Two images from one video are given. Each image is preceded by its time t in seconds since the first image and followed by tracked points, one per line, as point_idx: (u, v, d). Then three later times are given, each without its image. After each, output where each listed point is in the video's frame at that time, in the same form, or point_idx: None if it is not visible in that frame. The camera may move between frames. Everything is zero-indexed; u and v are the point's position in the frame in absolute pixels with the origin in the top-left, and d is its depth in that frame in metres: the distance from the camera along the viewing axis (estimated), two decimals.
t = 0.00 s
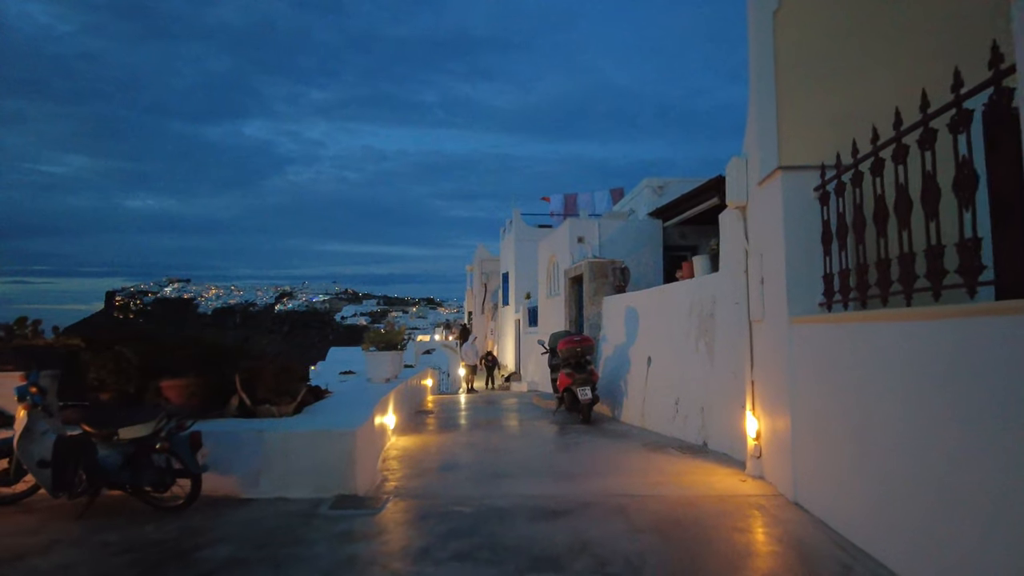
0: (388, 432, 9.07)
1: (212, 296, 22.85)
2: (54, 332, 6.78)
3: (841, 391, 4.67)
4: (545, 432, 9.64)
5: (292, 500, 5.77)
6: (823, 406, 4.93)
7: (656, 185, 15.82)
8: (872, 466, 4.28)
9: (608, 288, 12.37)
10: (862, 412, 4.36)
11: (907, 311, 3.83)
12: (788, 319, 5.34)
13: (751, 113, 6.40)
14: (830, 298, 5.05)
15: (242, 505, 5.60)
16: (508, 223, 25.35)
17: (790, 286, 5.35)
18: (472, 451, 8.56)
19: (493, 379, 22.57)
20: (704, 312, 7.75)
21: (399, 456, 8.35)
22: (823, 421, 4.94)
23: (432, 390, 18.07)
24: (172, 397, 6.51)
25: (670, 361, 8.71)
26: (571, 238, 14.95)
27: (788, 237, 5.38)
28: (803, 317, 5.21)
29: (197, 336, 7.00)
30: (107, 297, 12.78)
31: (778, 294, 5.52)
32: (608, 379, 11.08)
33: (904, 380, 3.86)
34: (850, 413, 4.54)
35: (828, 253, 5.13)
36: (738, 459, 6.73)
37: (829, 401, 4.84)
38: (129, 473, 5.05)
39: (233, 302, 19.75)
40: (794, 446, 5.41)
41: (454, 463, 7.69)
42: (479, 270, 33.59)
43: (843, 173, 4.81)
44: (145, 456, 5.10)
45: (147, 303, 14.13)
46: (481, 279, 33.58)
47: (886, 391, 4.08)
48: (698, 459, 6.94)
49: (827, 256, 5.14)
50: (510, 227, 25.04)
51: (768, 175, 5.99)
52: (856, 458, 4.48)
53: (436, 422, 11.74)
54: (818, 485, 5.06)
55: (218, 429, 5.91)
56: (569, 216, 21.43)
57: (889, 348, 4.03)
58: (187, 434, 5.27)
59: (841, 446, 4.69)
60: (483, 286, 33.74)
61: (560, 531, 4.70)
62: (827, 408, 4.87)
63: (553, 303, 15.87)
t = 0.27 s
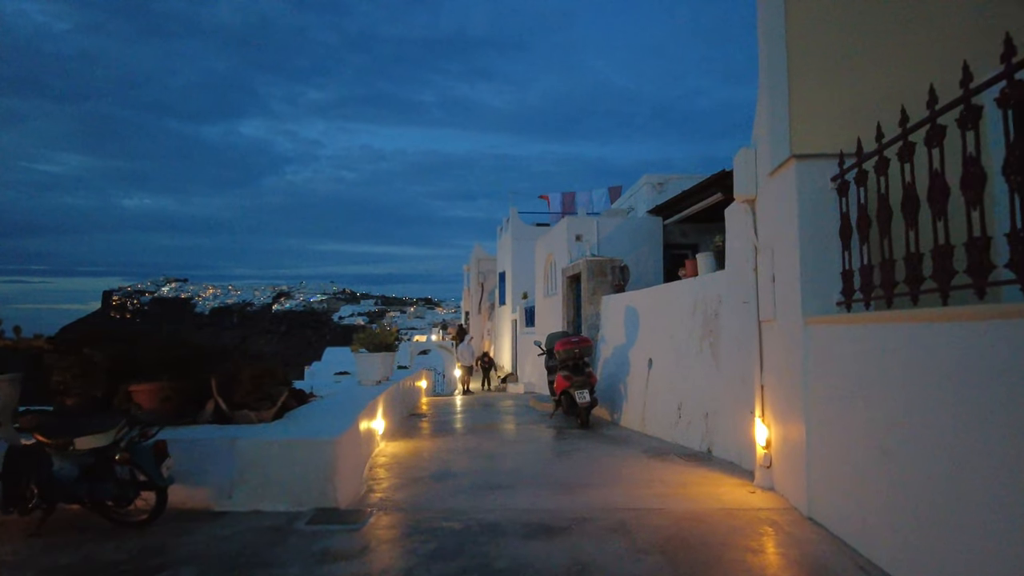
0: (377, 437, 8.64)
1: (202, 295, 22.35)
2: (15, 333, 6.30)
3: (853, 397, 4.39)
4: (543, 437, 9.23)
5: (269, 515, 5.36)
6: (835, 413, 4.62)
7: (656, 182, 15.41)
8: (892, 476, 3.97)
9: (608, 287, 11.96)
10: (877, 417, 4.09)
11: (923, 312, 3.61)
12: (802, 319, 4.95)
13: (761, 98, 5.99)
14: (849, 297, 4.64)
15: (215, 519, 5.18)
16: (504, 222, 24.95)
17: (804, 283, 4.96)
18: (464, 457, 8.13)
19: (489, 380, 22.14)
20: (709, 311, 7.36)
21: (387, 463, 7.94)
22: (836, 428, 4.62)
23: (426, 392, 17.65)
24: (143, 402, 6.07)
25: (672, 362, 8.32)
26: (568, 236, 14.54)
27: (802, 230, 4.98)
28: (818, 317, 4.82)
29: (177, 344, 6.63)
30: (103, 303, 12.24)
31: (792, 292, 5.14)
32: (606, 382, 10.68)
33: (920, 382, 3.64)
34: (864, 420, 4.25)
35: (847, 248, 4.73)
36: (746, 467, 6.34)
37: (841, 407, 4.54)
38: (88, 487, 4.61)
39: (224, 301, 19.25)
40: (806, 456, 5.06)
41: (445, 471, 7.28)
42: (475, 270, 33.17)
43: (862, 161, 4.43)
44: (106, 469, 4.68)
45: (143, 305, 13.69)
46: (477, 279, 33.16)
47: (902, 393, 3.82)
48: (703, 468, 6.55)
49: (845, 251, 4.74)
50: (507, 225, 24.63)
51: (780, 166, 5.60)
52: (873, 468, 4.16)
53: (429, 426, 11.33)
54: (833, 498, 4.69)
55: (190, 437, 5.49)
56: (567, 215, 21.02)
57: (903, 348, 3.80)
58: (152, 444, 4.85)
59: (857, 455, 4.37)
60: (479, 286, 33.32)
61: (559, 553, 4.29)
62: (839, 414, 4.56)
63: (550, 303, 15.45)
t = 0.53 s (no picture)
0: (364, 440, 8.23)
1: (193, 293, 21.88)
2: None
3: (875, 402, 4.08)
4: (539, 440, 8.83)
5: (241, 527, 4.96)
6: (857, 419, 4.28)
7: (657, 177, 14.99)
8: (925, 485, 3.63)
9: (607, 284, 11.55)
10: (908, 421, 3.76)
11: (948, 307, 3.39)
12: (820, 314, 4.57)
13: (773, 74, 5.56)
14: (873, 290, 4.25)
15: (181, 532, 4.77)
16: (502, 219, 24.53)
17: (822, 275, 4.57)
18: (456, 461, 7.73)
19: (485, 380, 21.72)
20: (715, 308, 6.96)
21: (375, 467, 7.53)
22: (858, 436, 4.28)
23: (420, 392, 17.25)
24: (110, 403, 5.68)
25: (676, 362, 7.92)
26: (567, 232, 14.12)
27: (821, 218, 4.59)
28: (838, 313, 4.43)
29: (140, 339, 6.15)
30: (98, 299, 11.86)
31: (809, 285, 4.74)
32: (605, 382, 10.28)
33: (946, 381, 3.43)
34: (889, 425, 3.95)
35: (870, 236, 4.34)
36: (756, 473, 5.94)
37: (863, 414, 4.21)
38: (35, 497, 4.18)
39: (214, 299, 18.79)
40: (823, 465, 4.68)
41: (434, 477, 6.87)
42: (472, 268, 32.76)
43: (888, 141, 4.02)
44: (55, 477, 4.24)
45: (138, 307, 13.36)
46: (475, 277, 32.74)
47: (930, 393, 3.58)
48: (709, 474, 6.16)
49: (868, 240, 4.35)
50: (504, 223, 24.22)
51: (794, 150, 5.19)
52: (905, 476, 3.81)
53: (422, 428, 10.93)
54: (856, 512, 4.31)
55: (157, 442, 5.08)
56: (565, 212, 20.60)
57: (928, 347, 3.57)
58: (108, 449, 4.43)
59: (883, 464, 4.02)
60: (477, 284, 32.90)
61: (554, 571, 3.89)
62: (861, 421, 4.23)
63: (548, 301, 15.05)
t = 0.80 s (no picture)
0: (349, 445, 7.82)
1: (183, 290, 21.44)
2: None
3: (891, 408, 3.72)
4: (533, 445, 8.43)
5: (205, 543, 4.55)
6: (874, 428, 3.90)
7: (656, 172, 14.60)
8: (953, 498, 3.24)
9: (604, 282, 11.16)
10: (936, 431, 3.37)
11: (986, 304, 2.99)
12: (836, 311, 4.17)
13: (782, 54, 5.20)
14: (896, 286, 3.83)
15: (138, 549, 4.36)
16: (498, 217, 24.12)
17: (839, 269, 4.17)
18: (444, 467, 7.33)
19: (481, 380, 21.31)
20: (719, 305, 6.56)
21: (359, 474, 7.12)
22: (876, 446, 3.89)
23: (413, 393, 16.83)
24: (71, 408, 5.29)
25: (676, 363, 7.53)
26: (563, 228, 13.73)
27: (837, 205, 4.18)
28: (856, 310, 4.02)
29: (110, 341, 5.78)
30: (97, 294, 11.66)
31: (824, 281, 4.34)
32: (603, 383, 9.89)
33: (970, 377, 3.09)
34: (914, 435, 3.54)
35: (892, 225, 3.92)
36: (764, 482, 5.54)
37: (880, 422, 3.84)
38: None
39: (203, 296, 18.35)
40: (839, 476, 4.28)
41: (421, 485, 6.46)
42: (469, 267, 32.34)
43: (912, 120, 3.63)
44: None
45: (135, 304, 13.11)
46: (471, 276, 32.32)
47: (952, 394, 3.23)
48: (712, 482, 5.77)
49: (889, 231, 3.94)
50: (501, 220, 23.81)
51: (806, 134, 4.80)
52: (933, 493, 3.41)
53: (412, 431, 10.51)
54: (877, 530, 3.89)
55: (114, 450, 4.66)
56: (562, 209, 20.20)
57: (949, 343, 3.24)
58: (52, 461, 4.00)
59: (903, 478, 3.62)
60: (473, 283, 32.48)
61: None
62: (879, 431, 3.85)
63: (544, 300, 14.64)
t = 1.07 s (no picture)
0: (332, 447, 7.43)
1: (172, 287, 20.97)
2: None
3: (918, 406, 3.34)
4: (526, 446, 8.05)
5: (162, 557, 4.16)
6: (896, 430, 3.52)
7: (654, 164, 14.21)
8: (998, 503, 2.85)
9: (601, 277, 10.76)
10: (973, 436, 2.97)
11: None
12: (856, 301, 3.78)
13: (792, 24, 4.79)
14: (925, 273, 3.43)
15: (86, 566, 3.97)
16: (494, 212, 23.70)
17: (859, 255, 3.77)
18: (431, 470, 6.94)
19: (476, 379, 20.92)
20: (723, 299, 6.17)
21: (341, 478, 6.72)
22: (900, 450, 3.51)
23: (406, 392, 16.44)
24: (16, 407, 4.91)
25: (676, 360, 7.14)
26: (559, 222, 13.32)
27: (857, 185, 3.78)
28: (878, 300, 3.63)
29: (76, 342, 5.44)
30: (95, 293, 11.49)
31: (840, 269, 3.95)
32: (599, 382, 9.50)
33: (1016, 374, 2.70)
34: (946, 440, 3.15)
35: (920, 205, 3.51)
36: (772, 488, 5.15)
37: (904, 423, 3.46)
38: None
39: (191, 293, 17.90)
40: (856, 482, 3.89)
41: (405, 490, 6.06)
42: (465, 264, 31.93)
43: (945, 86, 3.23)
44: None
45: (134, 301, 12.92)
46: (467, 273, 31.92)
47: (994, 385, 2.86)
48: (716, 488, 5.38)
49: (915, 212, 3.54)
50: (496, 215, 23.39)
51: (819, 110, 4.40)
52: (970, 505, 3.02)
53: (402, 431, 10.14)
54: (901, 544, 3.50)
55: (64, 456, 4.25)
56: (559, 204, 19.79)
57: (991, 328, 2.87)
58: None
59: (934, 483, 3.24)
60: (469, 280, 32.08)
61: None
62: (902, 433, 3.47)
63: (539, 296, 14.25)
